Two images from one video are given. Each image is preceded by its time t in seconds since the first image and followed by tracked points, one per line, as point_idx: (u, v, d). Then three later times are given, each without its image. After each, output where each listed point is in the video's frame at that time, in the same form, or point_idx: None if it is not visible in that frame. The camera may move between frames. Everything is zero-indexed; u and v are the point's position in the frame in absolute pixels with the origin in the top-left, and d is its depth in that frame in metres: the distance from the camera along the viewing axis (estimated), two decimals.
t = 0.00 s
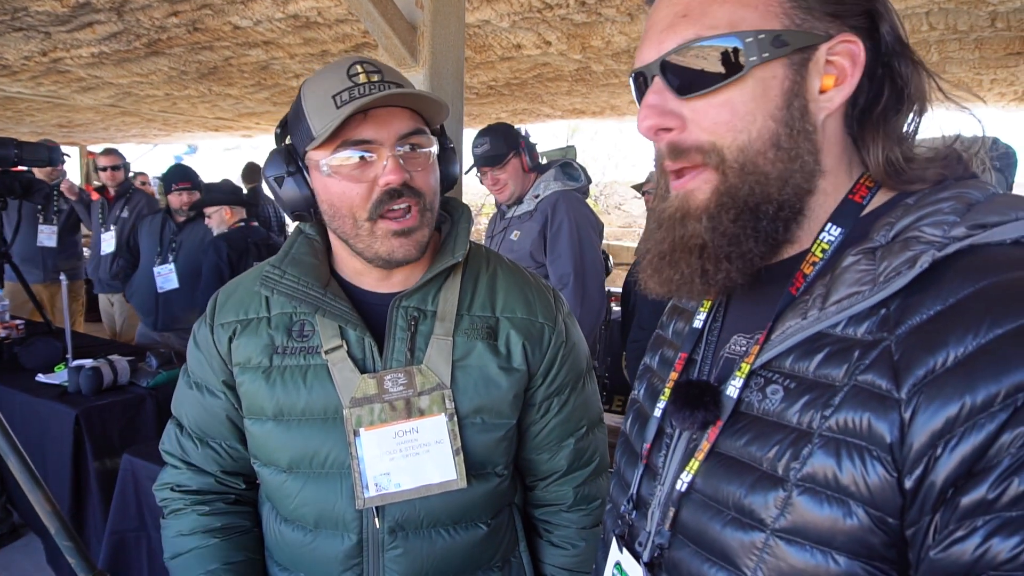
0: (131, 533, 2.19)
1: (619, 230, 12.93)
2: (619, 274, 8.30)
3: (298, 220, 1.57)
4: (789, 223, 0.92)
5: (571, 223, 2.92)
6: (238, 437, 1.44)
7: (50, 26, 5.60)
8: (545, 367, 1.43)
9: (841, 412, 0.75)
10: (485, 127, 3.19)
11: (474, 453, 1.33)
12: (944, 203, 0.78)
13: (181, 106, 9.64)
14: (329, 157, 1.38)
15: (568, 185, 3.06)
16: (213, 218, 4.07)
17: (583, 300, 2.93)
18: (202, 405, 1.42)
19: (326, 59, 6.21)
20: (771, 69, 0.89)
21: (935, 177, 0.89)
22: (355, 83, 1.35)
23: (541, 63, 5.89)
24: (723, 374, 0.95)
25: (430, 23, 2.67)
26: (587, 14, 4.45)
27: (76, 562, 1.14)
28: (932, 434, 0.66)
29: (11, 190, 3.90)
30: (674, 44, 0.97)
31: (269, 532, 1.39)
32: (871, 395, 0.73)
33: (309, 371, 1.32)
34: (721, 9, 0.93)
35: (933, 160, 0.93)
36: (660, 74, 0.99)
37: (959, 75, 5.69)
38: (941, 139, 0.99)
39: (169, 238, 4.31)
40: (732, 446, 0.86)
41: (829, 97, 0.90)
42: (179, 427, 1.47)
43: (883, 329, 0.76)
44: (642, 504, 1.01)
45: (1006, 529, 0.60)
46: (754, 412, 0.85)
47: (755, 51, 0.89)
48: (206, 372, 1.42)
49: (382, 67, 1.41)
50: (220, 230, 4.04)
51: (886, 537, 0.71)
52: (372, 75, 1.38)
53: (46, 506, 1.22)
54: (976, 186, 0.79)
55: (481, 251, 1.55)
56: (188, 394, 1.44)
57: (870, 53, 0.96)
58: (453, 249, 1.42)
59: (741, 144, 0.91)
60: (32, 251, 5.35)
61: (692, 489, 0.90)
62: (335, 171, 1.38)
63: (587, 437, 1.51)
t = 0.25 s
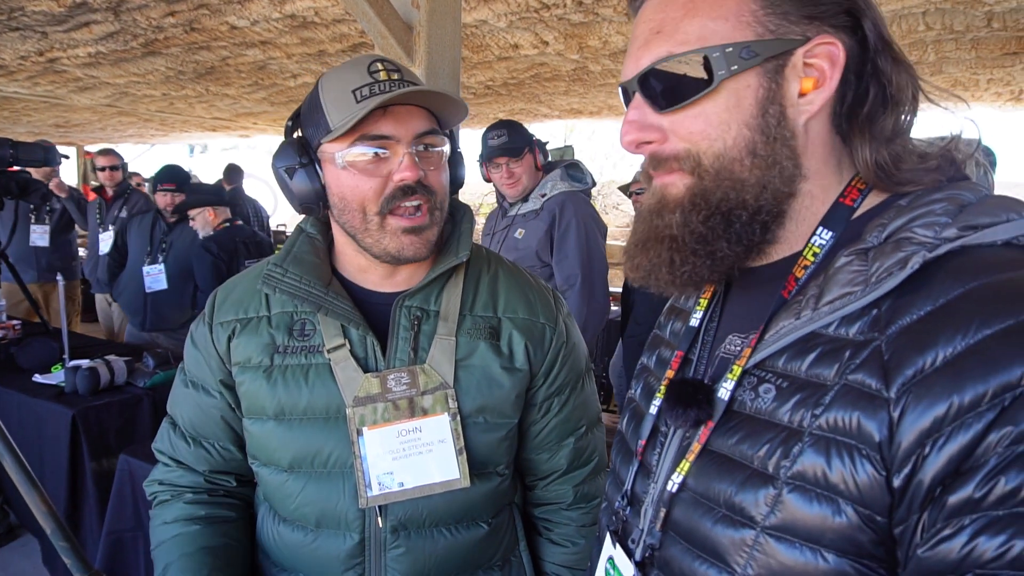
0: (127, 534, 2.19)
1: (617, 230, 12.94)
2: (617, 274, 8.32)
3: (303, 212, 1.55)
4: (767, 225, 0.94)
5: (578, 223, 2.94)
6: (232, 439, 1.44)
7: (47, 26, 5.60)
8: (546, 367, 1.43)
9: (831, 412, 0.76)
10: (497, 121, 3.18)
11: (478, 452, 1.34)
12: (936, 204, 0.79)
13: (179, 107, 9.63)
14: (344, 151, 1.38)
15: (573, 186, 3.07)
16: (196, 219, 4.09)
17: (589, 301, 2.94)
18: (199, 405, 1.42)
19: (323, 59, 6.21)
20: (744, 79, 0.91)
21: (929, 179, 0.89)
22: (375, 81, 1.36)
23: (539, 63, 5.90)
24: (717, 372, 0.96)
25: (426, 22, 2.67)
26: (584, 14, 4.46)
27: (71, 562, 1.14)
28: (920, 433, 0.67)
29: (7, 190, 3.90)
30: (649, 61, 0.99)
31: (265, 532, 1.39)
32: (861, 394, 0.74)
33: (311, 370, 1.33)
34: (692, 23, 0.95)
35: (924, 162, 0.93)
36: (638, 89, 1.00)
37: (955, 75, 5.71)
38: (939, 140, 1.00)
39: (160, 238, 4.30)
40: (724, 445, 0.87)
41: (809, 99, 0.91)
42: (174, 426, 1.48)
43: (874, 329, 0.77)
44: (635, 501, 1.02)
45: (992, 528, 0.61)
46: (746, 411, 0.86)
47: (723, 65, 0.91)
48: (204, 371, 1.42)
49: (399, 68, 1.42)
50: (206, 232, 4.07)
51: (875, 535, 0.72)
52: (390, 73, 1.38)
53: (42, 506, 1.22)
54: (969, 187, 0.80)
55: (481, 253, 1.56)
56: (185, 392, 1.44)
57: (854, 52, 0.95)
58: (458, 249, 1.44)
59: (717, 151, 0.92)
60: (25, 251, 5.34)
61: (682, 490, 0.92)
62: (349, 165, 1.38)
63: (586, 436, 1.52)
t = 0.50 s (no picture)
0: (123, 534, 2.19)
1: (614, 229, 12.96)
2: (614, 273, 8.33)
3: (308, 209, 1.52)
4: (764, 225, 0.95)
5: (582, 225, 2.96)
6: (226, 437, 1.44)
7: (42, 24, 5.58)
8: (550, 368, 1.44)
9: (825, 410, 0.76)
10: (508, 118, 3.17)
11: (480, 453, 1.35)
12: (934, 203, 0.80)
13: (175, 105, 9.61)
14: (357, 149, 1.39)
15: (575, 187, 3.09)
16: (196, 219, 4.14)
17: (591, 303, 2.96)
18: (194, 400, 1.42)
19: (320, 58, 6.20)
20: (731, 82, 0.92)
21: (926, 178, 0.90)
22: (393, 80, 1.36)
23: (536, 62, 5.90)
24: (715, 370, 0.97)
25: (423, 21, 2.66)
26: (581, 13, 4.46)
27: (65, 562, 1.15)
28: (913, 432, 0.68)
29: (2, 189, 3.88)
30: (638, 66, 0.99)
31: (262, 530, 1.39)
32: (854, 392, 0.74)
33: (314, 368, 1.33)
34: (680, 27, 0.95)
35: (921, 161, 0.93)
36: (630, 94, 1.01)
37: (952, 74, 5.72)
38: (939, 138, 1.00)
39: (151, 239, 4.30)
40: (718, 442, 0.88)
41: (799, 99, 0.91)
42: (168, 419, 1.48)
43: (869, 328, 0.77)
44: (631, 497, 1.03)
45: (984, 527, 0.62)
46: (742, 408, 0.87)
47: (709, 69, 0.92)
48: (202, 366, 1.42)
49: (416, 67, 1.42)
50: (204, 231, 4.11)
51: (867, 534, 0.73)
52: (407, 72, 1.39)
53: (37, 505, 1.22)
54: (968, 186, 0.80)
55: (485, 254, 1.56)
56: (180, 387, 1.44)
57: (847, 49, 0.94)
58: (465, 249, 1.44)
59: (707, 157, 0.94)
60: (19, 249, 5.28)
61: (676, 488, 0.92)
62: (362, 163, 1.39)
63: (589, 438, 1.53)
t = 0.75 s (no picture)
0: (119, 534, 2.17)
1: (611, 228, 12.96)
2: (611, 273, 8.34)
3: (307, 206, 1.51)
4: (760, 224, 0.95)
5: (578, 224, 2.95)
6: (226, 438, 1.42)
7: (37, 22, 5.55)
8: (550, 370, 1.43)
9: (819, 408, 0.76)
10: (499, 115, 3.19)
11: (478, 454, 1.34)
12: (930, 202, 0.79)
13: (171, 104, 9.57)
14: (358, 146, 1.38)
15: (570, 185, 3.06)
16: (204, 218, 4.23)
17: (589, 300, 2.95)
18: (192, 400, 1.41)
19: (316, 57, 6.18)
20: (727, 81, 0.92)
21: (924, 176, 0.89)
22: (394, 79, 1.36)
23: (533, 60, 5.89)
24: (711, 368, 0.97)
25: (419, 19, 2.64)
26: (578, 12, 4.45)
27: (60, 562, 1.14)
28: (905, 431, 0.67)
29: None
30: (634, 67, 0.99)
31: (258, 531, 1.39)
32: (847, 391, 0.74)
33: (311, 368, 1.32)
34: (677, 25, 0.95)
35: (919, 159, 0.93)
36: (627, 94, 1.01)
37: (948, 74, 5.73)
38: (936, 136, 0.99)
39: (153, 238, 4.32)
40: (713, 441, 0.87)
41: (794, 98, 0.91)
42: (168, 420, 1.47)
43: (864, 327, 0.77)
44: (628, 495, 1.03)
45: (975, 528, 0.60)
46: (738, 407, 0.86)
47: (703, 69, 0.92)
48: (199, 366, 1.41)
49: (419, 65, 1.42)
50: (214, 228, 4.23)
51: (859, 533, 0.72)
52: (409, 71, 1.38)
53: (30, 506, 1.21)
54: (965, 185, 0.80)
55: (485, 254, 1.55)
56: (179, 387, 1.43)
57: (844, 47, 0.93)
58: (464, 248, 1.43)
59: (702, 156, 0.94)
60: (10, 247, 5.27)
61: (671, 487, 0.92)
62: (362, 161, 1.38)
63: (588, 440, 1.53)
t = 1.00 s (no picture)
0: (116, 534, 2.17)
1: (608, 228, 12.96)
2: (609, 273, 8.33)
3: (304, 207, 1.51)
4: (750, 219, 0.95)
5: (566, 225, 2.94)
6: (223, 438, 1.42)
7: (33, 22, 5.54)
8: (546, 370, 1.43)
9: (812, 404, 0.76)
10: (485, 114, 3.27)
11: (472, 455, 1.34)
12: (922, 196, 0.79)
13: (168, 103, 9.55)
14: (353, 147, 1.38)
15: (564, 185, 3.06)
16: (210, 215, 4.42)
17: (577, 302, 2.95)
18: (188, 401, 1.41)
19: (314, 56, 6.18)
20: (717, 77, 0.92)
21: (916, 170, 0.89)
22: (389, 78, 1.35)
23: (531, 60, 5.89)
24: (707, 365, 0.97)
25: (416, 18, 2.65)
26: (575, 11, 4.45)
27: (55, 562, 1.14)
28: (899, 426, 0.67)
29: None
30: (626, 64, 1.00)
31: (254, 531, 1.38)
32: (841, 385, 0.74)
33: (305, 369, 1.32)
34: (667, 22, 0.96)
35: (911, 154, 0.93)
36: (619, 92, 1.01)
37: (945, 73, 5.74)
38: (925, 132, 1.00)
39: (153, 237, 4.27)
40: (709, 438, 0.88)
41: (785, 93, 0.91)
42: (165, 420, 1.47)
43: (857, 322, 0.77)
44: (626, 493, 1.03)
45: (969, 521, 0.60)
46: (732, 403, 0.87)
47: (693, 65, 0.92)
48: (195, 366, 1.41)
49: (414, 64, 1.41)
50: (219, 225, 4.39)
51: (854, 527, 0.72)
52: (404, 70, 1.38)
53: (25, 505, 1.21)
54: (958, 179, 0.80)
55: (481, 253, 1.55)
56: (175, 387, 1.43)
57: (835, 41, 0.93)
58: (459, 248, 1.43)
59: (694, 151, 0.94)
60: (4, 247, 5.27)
61: (667, 485, 0.92)
62: (357, 161, 1.38)
63: (585, 440, 1.53)
